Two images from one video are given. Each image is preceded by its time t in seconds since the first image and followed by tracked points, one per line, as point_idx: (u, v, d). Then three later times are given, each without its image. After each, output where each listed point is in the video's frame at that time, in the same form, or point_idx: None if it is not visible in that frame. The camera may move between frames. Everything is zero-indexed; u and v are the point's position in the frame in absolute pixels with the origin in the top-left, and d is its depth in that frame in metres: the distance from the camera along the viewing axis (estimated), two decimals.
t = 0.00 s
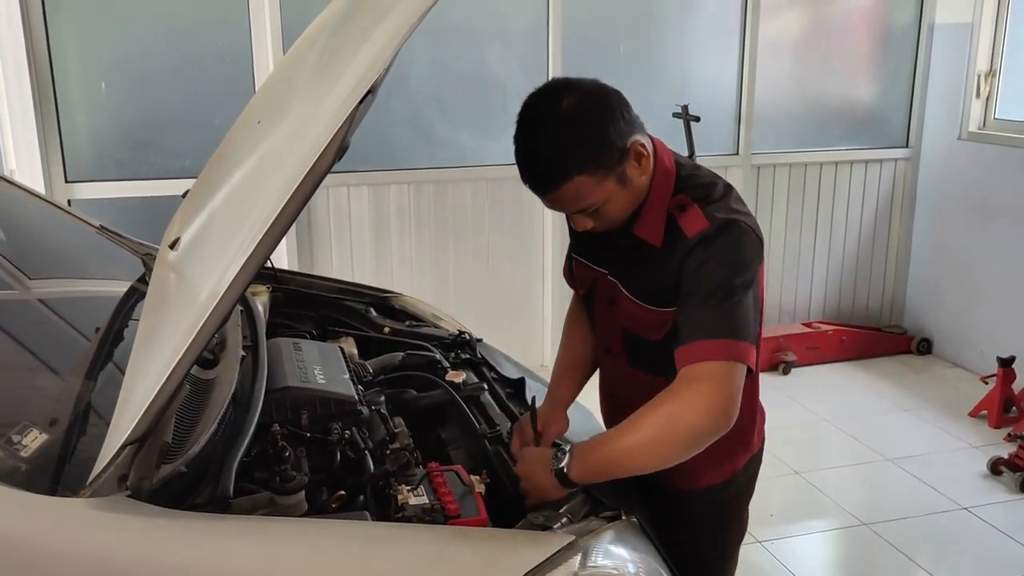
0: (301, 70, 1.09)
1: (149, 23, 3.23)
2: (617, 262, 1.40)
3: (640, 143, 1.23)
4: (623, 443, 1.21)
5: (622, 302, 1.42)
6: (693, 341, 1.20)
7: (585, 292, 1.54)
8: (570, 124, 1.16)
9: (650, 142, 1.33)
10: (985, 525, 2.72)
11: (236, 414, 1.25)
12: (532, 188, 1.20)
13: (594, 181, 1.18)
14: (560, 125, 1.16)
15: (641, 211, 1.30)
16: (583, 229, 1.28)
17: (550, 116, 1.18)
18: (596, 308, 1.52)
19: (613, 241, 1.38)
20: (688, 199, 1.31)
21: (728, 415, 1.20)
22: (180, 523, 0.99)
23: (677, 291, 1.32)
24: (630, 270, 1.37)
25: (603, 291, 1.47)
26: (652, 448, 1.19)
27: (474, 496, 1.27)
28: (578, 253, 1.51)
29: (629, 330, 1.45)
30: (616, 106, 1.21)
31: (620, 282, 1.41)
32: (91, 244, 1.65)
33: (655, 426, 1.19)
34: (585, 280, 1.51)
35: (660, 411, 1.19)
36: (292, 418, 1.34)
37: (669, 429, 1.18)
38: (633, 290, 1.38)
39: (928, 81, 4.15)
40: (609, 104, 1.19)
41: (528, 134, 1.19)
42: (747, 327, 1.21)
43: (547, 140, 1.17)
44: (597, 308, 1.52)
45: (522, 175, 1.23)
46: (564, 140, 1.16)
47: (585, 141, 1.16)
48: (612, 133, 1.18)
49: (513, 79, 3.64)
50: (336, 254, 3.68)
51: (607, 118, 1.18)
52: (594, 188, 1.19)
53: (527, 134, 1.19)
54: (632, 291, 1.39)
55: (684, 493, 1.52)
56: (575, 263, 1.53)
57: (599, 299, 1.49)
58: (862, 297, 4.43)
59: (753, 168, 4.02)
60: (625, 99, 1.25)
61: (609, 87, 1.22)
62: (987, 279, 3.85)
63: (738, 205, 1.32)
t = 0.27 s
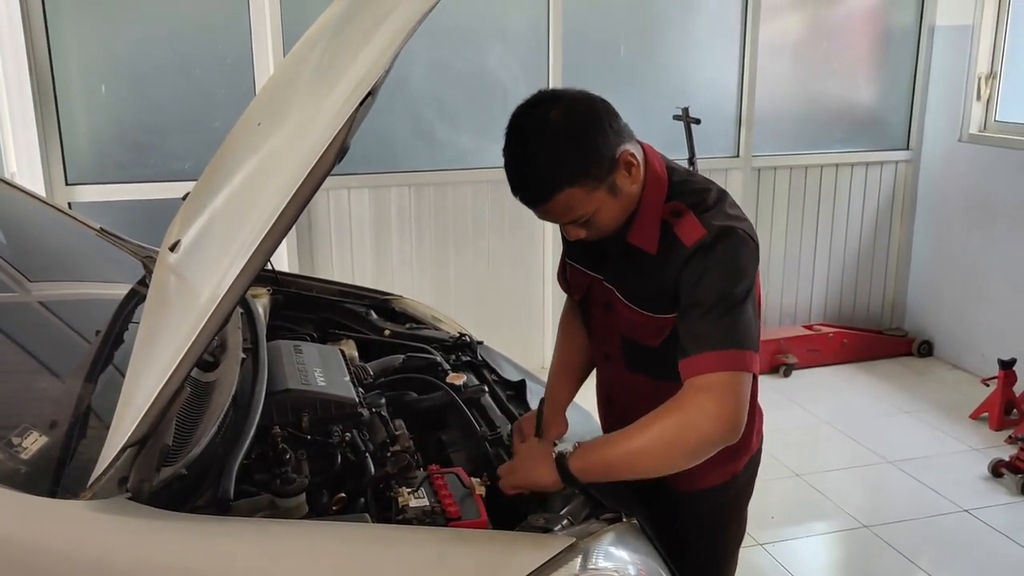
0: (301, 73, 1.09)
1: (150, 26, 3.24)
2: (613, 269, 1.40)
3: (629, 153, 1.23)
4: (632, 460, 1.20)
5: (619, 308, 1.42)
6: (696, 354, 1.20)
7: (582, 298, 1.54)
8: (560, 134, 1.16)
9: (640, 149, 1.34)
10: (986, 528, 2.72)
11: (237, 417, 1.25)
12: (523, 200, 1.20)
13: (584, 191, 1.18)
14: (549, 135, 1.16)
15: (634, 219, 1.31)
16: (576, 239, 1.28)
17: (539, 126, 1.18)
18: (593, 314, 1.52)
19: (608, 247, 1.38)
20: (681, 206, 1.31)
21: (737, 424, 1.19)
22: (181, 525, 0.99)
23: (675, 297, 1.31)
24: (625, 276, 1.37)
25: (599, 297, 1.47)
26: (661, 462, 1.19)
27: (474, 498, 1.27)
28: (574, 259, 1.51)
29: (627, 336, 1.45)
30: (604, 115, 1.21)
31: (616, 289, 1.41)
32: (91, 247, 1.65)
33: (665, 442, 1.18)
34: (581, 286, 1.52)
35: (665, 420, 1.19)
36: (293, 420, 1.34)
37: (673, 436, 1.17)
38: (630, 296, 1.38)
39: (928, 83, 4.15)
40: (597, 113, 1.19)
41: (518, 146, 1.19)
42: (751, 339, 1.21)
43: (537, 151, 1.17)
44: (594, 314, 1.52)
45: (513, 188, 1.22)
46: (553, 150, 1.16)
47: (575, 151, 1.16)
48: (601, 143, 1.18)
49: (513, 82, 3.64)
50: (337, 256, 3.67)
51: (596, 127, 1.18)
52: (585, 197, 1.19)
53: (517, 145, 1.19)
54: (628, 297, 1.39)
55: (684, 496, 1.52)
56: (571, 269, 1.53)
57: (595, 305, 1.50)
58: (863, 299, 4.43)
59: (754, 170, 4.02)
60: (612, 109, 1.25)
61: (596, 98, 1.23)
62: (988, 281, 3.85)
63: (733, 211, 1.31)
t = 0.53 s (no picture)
0: (302, 73, 1.09)
1: (150, 26, 3.24)
2: (611, 270, 1.40)
3: (624, 152, 1.24)
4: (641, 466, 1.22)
5: (617, 309, 1.43)
6: (702, 367, 1.21)
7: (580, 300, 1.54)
8: (553, 136, 1.17)
9: (634, 148, 1.34)
10: (986, 527, 2.72)
11: (238, 416, 1.25)
12: (520, 203, 1.20)
13: (580, 192, 1.18)
14: (543, 138, 1.17)
15: (630, 219, 1.31)
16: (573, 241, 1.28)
17: (533, 129, 1.18)
18: (591, 315, 1.52)
19: (606, 248, 1.38)
20: (677, 206, 1.32)
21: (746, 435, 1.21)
22: (183, 524, 0.99)
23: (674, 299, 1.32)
24: (624, 278, 1.38)
25: (598, 298, 1.47)
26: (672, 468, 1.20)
27: (475, 497, 1.27)
28: (572, 261, 1.51)
29: (626, 337, 1.45)
30: (597, 116, 1.21)
31: (615, 290, 1.41)
32: (92, 247, 1.65)
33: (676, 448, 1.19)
34: (579, 288, 1.52)
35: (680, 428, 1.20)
36: (294, 419, 1.34)
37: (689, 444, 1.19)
38: (629, 297, 1.39)
39: (928, 82, 4.15)
40: (590, 114, 1.20)
41: (513, 149, 1.19)
42: (755, 347, 1.21)
43: (531, 154, 1.17)
44: (592, 315, 1.52)
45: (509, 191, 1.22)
46: (548, 152, 1.16)
47: (569, 152, 1.16)
48: (594, 143, 1.18)
49: (513, 82, 3.64)
50: (338, 255, 3.68)
51: (589, 128, 1.18)
52: (581, 199, 1.19)
53: (512, 148, 1.19)
54: (627, 298, 1.39)
55: (686, 494, 1.52)
56: (570, 271, 1.53)
57: (593, 306, 1.50)
58: (863, 299, 4.43)
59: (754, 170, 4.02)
60: (605, 110, 1.25)
61: (588, 99, 1.23)
62: (988, 281, 3.85)
63: (731, 210, 1.31)
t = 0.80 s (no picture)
0: (301, 70, 1.09)
1: (150, 25, 3.24)
2: (614, 268, 1.40)
3: (627, 152, 1.23)
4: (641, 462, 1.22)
5: (621, 307, 1.43)
6: (706, 364, 1.20)
7: (584, 298, 1.54)
8: (556, 137, 1.16)
9: (637, 147, 1.34)
10: (986, 526, 2.72)
11: (238, 414, 1.25)
12: (523, 204, 1.20)
13: (583, 192, 1.18)
14: (545, 138, 1.17)
15: (635, 218, 1.31)
16: (577, 240, 1.28)
17: (535, 129, 1.18)
18: (595, 313, 1.52)
19: (609, 248, 1.38)
20: (681, 203, 1.31)
21: (747, 429, 1.21)
22: (183, 522, 0.99)
23: (678, 297, 1.32)
24: (627, 276, 1.38)
25: (601, 297, 1.47)
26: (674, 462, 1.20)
27: (476, 496, 1.27)
28: (576, 260, 1.51)
29: (629, 335, 1.45)
30: (599, 115, 1.21)
31: (619, 288, 1.41)
32: (92, 246, 1.65)
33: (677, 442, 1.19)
34: (582, 286, 1.52)
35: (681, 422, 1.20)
36: (294, 418, 1.34)
37: (689, 438, 1.19)
38: (632, 295, 1.38)
39: (927, 82, 4.15)
40: (592, 114, 1.20)
41: (515, 149, 1.19)
42: (759, 346, 1.22)
43: (534, 154, 1.17)
44: (596, 314, 1.52)
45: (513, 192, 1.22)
46: (550, 153, 1.16)
47: (572, 152, 1.16)
48: (596, 144, 1.18)
49: (513, 81, 3.64)
50: (338, 254, 3.67)
51: (592, 127, 1.18)
52: (584, 199, 1.19)
53: (514, 149, 1.19)
54: (630, 296, 1.39)
55: (686, 492, 1.52)
56: (574, 270, 1.53)
57: (596, 305, 1.50)
58: (863, 298, 4.43)
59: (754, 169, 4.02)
60: (607, 108, 1.25)
61: (590, 98, 1.23)
62: (988, 279, 3.85)
63: (734, 208, 1.31)
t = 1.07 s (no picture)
0: (302, 72, 1.09)
1: (150, 26, 3.24)
2: (616, 268, 1.40)
3: (631, 152, 1.24)
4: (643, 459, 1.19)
5: (622, 308, 1.43)
6: (703, 357, 1.20)
7: (586, 298, 1.54)
8: (560, 136, 1.16)
9: (641, 148, 1.34)
10: (986, 528, 2.72)
11: (238, 416, 1.24)
12: (526, 203, 1.20)
13: (586, 193, 1.18)
14: (550, 138, 1.17)
15: (638, 218, 1.31)
16: (579, 240, 1.28)
17: (540, 128, 1.18)
18: (596, 314, 1.52)
19: (611, 249, 1.38)
20: (684, 203, 1.32)
21: (746, 418, 1.20)
22: (184, 525, 0.99)
23: (679, 296, 1.32)
24: (629, 276, 1.38)
25: (602, 297, 1.47)
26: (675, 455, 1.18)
27: (476, 498, 1.27)
28: (577, 260, 1.51)
29: (630, 335, 1.45)
30: (604, 114, 1.21)
31: (620, 288, 1.41)
32: (92, 247, 1.65)
33: (678, 433, 1.18)
34: (583, 287, 1.52)
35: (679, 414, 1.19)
36: (294, 420, 1.34)
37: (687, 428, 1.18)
38: (633, 295, 1.38)
39: (927, 84, 4.16)
40: (597, 114, 1.20)
41: (519, 148, 1.19)
42: (758, 341, 1.21)
43: (538, 154, 1.17)
44: (597, 314, 1.52)
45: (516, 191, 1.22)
46: (554, 153, 1.16)
47: (576, 153, 1.16)
48: (601, 144, 1.18)
49: (513, 83, 3.64)
50: (337, 256, 3.67)
51: (596, 128, 1.18)
52: (587, 199, 1.19)
53: (518, 148, 1.19)
54: (631, 296, 1.39)
55: (687, 495, 1.52)
56: (575, 270, 1.53)
57: (598, 306, 1.50)
58: (863, 300, 4.43)
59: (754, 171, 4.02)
60: (611, 108, 1.25)
61: (595, 98, 1.23)
62: (987, 281, 3.86)
63: (737, 208, 1.31)
